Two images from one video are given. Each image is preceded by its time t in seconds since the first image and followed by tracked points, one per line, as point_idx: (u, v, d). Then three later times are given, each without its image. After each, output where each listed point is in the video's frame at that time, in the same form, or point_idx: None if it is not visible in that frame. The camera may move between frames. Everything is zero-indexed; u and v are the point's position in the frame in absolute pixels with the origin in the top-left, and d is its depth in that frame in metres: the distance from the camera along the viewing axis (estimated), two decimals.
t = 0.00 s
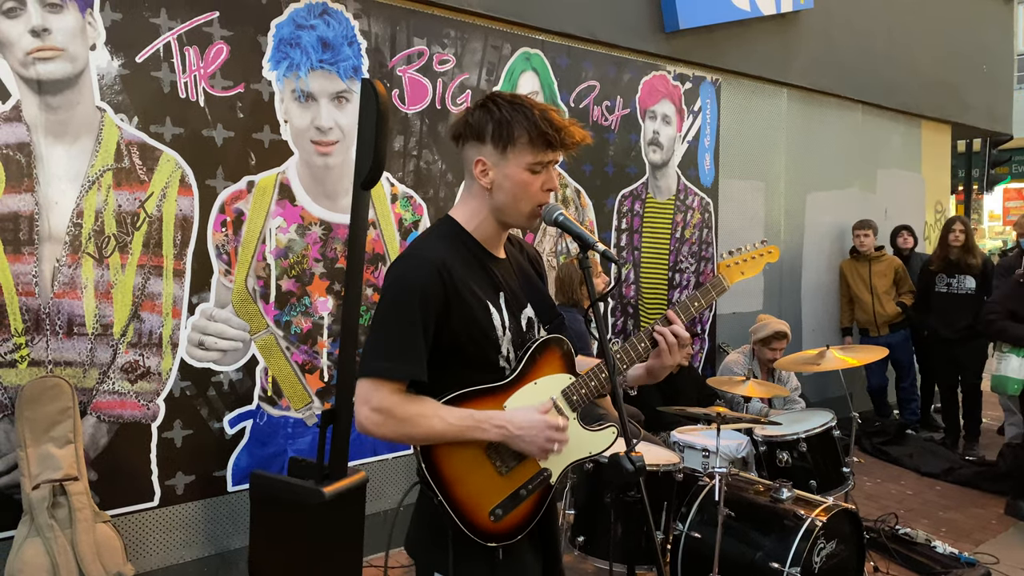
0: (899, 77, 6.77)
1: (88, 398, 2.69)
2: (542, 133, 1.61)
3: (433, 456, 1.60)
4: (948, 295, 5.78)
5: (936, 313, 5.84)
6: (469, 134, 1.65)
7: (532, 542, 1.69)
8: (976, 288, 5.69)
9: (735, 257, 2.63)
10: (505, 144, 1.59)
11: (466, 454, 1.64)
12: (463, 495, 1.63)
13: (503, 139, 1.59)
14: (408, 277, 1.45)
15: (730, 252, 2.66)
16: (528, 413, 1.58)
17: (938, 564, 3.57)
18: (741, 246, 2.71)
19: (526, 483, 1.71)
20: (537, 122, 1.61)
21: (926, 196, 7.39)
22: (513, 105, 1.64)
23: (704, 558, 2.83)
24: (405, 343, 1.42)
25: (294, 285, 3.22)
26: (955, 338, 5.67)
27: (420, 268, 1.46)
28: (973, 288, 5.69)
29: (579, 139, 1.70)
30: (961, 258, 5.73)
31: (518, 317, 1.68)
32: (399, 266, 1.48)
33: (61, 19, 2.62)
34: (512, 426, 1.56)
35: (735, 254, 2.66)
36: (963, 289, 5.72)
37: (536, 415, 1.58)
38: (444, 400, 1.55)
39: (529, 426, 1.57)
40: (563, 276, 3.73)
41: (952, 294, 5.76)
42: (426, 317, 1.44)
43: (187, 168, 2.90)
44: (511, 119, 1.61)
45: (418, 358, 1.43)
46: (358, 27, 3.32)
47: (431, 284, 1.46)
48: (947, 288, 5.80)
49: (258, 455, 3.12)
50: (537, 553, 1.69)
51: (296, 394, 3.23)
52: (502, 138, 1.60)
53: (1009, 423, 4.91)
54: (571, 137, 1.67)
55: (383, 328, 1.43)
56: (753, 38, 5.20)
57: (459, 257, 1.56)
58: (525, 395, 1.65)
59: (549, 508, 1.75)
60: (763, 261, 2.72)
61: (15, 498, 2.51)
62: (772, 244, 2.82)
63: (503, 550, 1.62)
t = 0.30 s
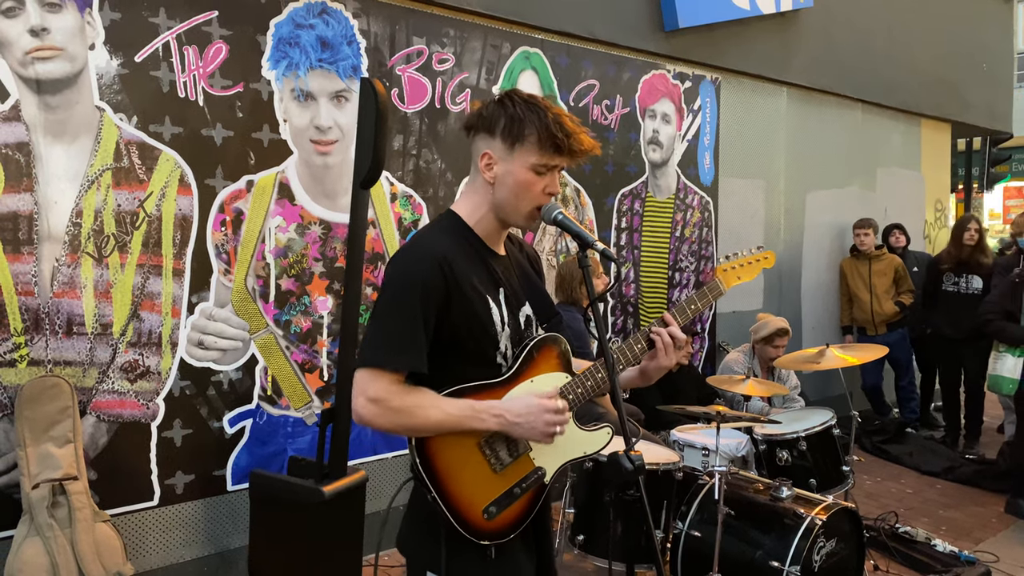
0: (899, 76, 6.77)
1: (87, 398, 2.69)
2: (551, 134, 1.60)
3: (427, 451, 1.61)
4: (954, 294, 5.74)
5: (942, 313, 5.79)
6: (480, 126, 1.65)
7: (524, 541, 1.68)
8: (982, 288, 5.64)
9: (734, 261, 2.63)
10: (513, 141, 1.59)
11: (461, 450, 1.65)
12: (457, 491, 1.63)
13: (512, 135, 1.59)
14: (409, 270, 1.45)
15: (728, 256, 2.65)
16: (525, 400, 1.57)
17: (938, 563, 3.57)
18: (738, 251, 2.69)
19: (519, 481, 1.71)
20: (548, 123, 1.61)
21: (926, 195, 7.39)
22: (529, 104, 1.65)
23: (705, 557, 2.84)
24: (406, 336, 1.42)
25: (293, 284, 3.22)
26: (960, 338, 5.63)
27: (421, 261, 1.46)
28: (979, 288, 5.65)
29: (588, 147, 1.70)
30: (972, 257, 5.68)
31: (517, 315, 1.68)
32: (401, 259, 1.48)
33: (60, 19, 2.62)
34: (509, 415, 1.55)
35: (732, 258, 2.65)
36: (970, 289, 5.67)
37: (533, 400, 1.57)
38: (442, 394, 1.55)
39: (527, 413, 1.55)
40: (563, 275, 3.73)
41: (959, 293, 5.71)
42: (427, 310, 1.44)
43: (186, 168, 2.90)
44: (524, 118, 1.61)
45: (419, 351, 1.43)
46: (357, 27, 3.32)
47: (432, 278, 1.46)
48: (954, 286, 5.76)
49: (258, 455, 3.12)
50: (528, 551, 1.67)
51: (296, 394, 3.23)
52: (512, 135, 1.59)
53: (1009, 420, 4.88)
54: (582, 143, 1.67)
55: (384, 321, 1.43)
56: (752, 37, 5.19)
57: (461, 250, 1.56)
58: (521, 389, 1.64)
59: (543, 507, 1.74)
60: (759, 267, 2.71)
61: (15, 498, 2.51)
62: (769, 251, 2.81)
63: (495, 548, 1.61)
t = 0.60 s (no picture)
0: (899, 74, 6.77)
1: (86, 398, 2.69)
2: (544, 131, 1.60)
3: (424, 451, 1.60)
4: (957, 293, 5.72)
5: (943, 308, 5.84)
6: (471, 127, 1.65)
7: (520, 541, 1.68)
8: (984, 288, 5.60)
9: (725, 263, 2.71)
10: (505, 140, 1.59)
11: (457, 450, 1.64)
12: (453, 492, 1.62)
13: (504, 135, 1.59)
14: (421, 261, 1.45)
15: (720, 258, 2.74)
16: (523, 409, 1.60)
17: (937, 562, 3.57)
18: (730, 254, 2.77)
19: (515, 481, 1.71)
20: (540, 120, 1.61)
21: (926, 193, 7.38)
22: (517, 102, 1.64)
23: (705, 556, 2.84)
24: (419, 324, 1.42)
25: (292, 284, 3.21)
26: (962, 336, 5.65)
27: (433, 252, 1.47)
28: (982, 287, 5.61)
29: (580, 142, 1.69)
30: (976, 255, 5.64)
31: (517, 314, 1.68)
32: (411, 251, 1.47)
33: (59, 18, 2.61)
34: (508, 421, 1.58)
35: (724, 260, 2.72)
36: (972, 288, 5.65)
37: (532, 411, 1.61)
38: (443, 391, 1.55)
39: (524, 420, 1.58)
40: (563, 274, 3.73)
41: (960, 291, 5.71)
42: (438, 301, 1.45)
43: (185, 167, 2.90)
44: (514, 116, 1.61)
45: (431, 340, 1.43)
46: (356, 26, 3.32)
47: (443, 269, 1.46)
48: (956, 284, 5.74)
49: (257, 454, 3.11)
50: (525, 551, 1.69)
51: (295, 393, 3.23)
52: (503, 134, 1.59)
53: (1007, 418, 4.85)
54: (573, 138, 1.67)
55: (395, 309, 1.42)
56: (752, 35, 5.19)
57: (468, 246, 1.56)
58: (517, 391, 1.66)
59: (538, 506, 1.76)
60: (750, 268, 2.77)
61: (15, 498, 2.51)
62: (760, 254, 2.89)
63: (489, 550, 1.61)
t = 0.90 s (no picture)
0: (899, 73, 6.76)
1: (86, 397, 2.69)
2: (529, 128, 1.60)
3: (422, 451, 1.61)
4: (953, 291, 5.69)
5: (940, 309, 5.75)
6: (459, 129, 1.66)
7: (520, 544, 1.68)
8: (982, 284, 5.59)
9: (725, 268, 2.71)
10: (492, 138, 1.60)
11: (455, 452, 1.65)
12: (451, 494, 1.62)
13: (489, 133, 1.60)
14: (407, 264, 1.45)
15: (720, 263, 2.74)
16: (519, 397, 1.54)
17: (937, 561, 3.57)
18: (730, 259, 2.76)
19: (515, 483, 1.72)
20: (525, 117, 1.61)
21: (926, 192, 7.38)
22: (504, 102, 1.64)
23: (705, 555, 2.84)
24: (404, 328, 1.41)
25: (292, 283, 3.21)
26: (960, 334, 5.63)
27: (420, 256, 1.46)
28: (978, 284, 5.60)
29: (569, 139, 1.69)
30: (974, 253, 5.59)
31: (511, 317, 1.67)
32: (398, 255, 1.47)
33: (58, 17, 2.61)
34: (504, 410, 1.53)
35: (724, 265, 2.72)
36: (969, 285, 5.63)
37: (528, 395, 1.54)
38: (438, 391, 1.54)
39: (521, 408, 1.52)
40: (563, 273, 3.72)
41: (957, 289, 5.67)
42: (424, 305, 1.44)
43: (184, 166, 2.90)
44: (500, 115, 1.61)
45: (417, 344, 1.42)
46: (356, 25, 3.32)
47: (429, 273, 1.46)
48: (953, 282, 5.71)
49: (258, 453, 3.11)
50: (526, 554, 1.68)
51: (295, 392, 3.23)
52: (489, 133, 1.60)
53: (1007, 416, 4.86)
54: (559, 135, 1.67)
55: (381, 314, 1.42)
56: (752, 34, 5.18)
57: (458, 249, 1.56)
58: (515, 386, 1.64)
59: (538, 509, 1.76)
60: (751, 273, 2.79)
61: (14, 498, 2.51)
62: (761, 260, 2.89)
63: (488, 553, 1.60)
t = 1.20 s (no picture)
0: (898, 73, 6.76)
1: (85, 397, 2.69)
2: (533, 135, 1.60)
3: (417, 452, 1.61)
4: (950, 288, 5.70)
5: (937, 311, 5.77)
6: (461, 135, 1.64)
7: (520, 543, 1.69)
8: (977, 280, 5.60)
9: (737, 266, 2.59)
10: (496, 146, 1.59)
11: (451, 454, 1.64)
12: (447, 494, 1.63)
13: (494, 141, 1.59)
14: (402, 265, 1.46)
15: (731, 261, 2.62)
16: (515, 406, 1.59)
17: (937, 560, 3.57)
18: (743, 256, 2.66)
19: (512, 484, 1.70)
20: (529, 124, 1.60)
21: (926, 191, 7.38)
22: (505, 106, 1.63)
23: (704, 554, 2.84)
24: (398, 330, 1.42)
25: (292, 283, 3.21)
26: (958, 333, 5.64)
27: (415, 256, 1.47)
28: (974, 280, 5.61)
29: (572, 140, 1.69)
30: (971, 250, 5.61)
31: (512, 318, 1.67)
32: (395, 256, 1.48)
33: (57, 17, 2.61)
34: (500, 418, 1.56)
35: (737, 264, 2.61)
36: (965, 282, 5.64)
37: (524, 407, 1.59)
38: (432, 394, 1.54)
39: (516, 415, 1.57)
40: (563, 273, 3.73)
41: (954, 286, 5.68)
42: (419, 305, 1.45)
43: (183, 166, 2.90)
44: (503, 122, 1.60)
45: (410, 345, 1.43)
46: (355, 24, 3.31)
47: (424, 273, 1.46)
48: (949, 280, 5.72)
49: (257, 453, 3.11)
50: (525, 554, 1.69)
51: (295, 392, 3.23)
52: (493, 140, 1.59)
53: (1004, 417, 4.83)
54: (564, 139, 1.66)
55: (376, 315, 1.43)
56: (751, 34, 5.18)
57: (455, 250, 1.56)
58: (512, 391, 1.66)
59: (539, 507, 1.75)
60: (765, 271, 2.68)
61: (14, 497, 2.51)
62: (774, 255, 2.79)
63: (485, 553, 1.62)
